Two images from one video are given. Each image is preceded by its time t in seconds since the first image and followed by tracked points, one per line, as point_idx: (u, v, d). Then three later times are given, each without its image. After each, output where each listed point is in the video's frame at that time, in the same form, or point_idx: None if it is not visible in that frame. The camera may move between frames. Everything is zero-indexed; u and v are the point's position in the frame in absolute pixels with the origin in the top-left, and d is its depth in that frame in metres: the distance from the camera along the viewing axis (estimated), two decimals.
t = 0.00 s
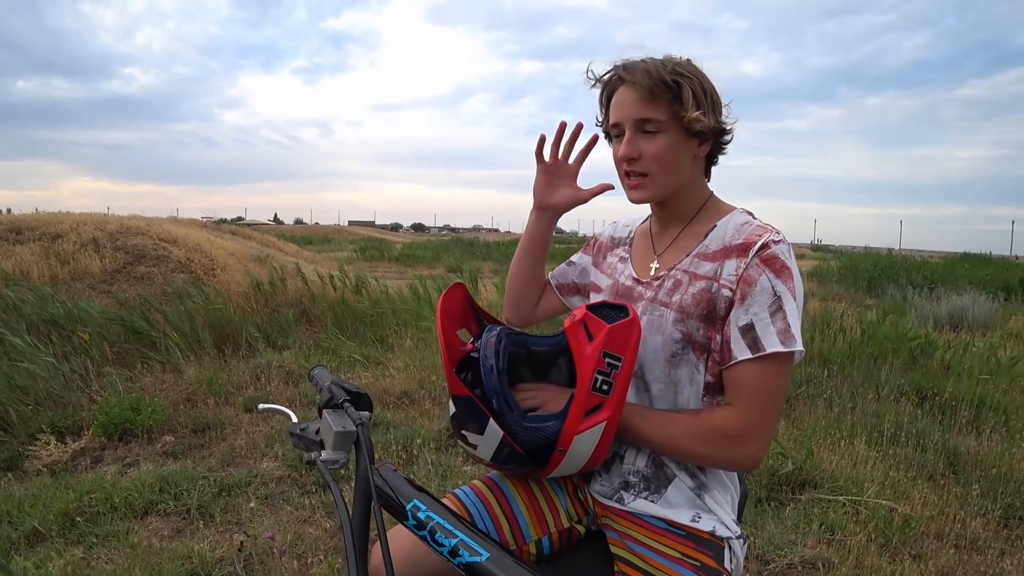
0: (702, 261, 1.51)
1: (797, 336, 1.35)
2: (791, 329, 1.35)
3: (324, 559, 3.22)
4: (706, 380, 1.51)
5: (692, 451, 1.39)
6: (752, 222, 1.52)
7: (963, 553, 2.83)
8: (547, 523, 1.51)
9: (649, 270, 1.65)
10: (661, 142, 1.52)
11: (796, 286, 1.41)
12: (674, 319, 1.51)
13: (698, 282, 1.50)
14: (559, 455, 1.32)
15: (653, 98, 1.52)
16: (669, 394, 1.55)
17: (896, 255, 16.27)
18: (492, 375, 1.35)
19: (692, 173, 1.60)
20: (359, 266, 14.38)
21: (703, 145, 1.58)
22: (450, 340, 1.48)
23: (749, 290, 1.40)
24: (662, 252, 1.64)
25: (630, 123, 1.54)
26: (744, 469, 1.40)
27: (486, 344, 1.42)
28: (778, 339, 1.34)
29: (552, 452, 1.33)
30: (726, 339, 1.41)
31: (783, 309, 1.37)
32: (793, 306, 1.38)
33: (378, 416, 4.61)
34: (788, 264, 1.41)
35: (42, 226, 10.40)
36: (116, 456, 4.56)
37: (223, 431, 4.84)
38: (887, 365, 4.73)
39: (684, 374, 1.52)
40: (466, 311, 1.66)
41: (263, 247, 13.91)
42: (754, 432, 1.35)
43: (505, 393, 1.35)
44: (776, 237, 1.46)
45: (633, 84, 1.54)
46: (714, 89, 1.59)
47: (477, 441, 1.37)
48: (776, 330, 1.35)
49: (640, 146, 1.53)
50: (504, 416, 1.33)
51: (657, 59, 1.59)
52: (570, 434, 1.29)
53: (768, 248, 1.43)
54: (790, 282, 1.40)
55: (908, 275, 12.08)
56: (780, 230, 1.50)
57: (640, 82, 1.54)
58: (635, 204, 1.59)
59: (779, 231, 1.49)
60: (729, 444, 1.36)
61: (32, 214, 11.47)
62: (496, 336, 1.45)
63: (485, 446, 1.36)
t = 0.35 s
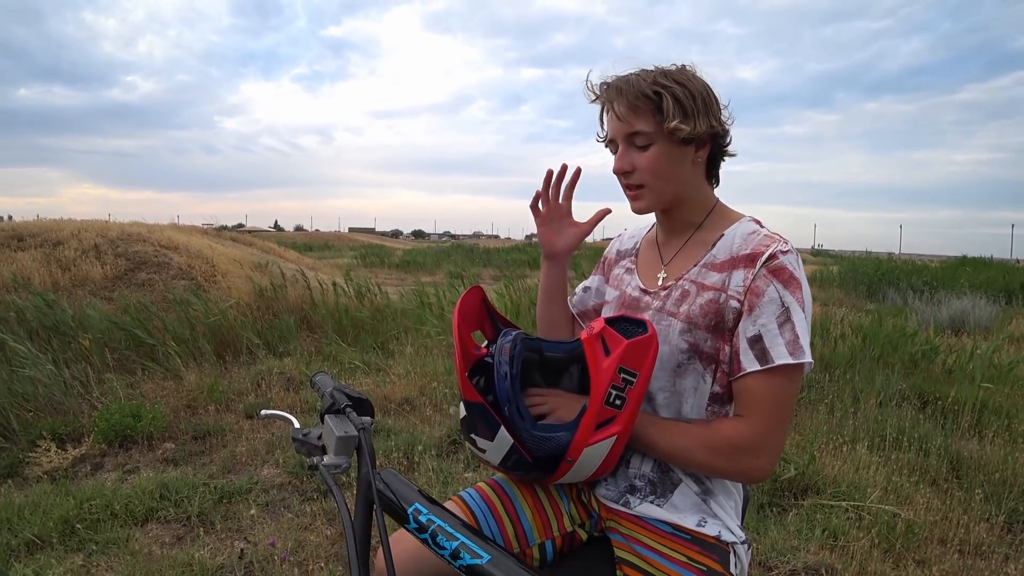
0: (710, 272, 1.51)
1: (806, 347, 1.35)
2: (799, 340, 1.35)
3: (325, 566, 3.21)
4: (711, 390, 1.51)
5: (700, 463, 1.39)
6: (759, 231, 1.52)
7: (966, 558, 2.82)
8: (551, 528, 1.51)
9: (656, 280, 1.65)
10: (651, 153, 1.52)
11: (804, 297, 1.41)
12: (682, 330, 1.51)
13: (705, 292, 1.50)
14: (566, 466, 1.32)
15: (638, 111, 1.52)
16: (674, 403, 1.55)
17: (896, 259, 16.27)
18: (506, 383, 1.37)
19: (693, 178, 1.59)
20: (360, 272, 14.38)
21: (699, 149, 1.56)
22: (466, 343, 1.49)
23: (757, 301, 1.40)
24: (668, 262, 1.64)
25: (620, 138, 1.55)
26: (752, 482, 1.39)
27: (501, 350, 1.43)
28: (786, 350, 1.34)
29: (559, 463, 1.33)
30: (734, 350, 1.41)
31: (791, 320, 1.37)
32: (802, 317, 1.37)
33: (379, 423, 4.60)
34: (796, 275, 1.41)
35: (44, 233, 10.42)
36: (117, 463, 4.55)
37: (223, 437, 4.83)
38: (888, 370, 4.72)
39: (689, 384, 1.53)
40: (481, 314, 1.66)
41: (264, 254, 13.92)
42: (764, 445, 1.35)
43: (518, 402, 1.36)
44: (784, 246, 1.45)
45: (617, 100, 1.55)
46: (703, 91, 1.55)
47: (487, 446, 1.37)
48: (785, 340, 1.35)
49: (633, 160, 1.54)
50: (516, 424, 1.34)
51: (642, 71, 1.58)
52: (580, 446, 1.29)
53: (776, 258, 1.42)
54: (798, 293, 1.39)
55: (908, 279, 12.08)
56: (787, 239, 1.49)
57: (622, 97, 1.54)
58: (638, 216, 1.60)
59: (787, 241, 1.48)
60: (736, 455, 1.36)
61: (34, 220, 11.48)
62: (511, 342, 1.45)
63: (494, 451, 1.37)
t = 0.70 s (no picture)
0: (715, 276, 1.51)
1: (812, 350, 1.35)
2: (806, 344, 1.35)
3: (325, 568, 3.20)
4: (716, 395, 1.51)
5: (705, 466, 1.39)
6: (764, 236, 1.51)
7: (969, 565, 2.81)
8: (553, 531, 1.50)
9: (660, 284, 1.65)
10: (660, 176, 1.50)
11: (810, 301, 1.40)
12: (687, 334, 1.51)
13: (712, 297, 1.50)
14: (573, 473, 1.32)
15: (642, 136, 1.47)
16: (677, 407, 1.55)
17: (899, 265, 16.25)
18: (509, 394, 1.34)
19: (696, 189, 1.59)
20: (362, 275, 14.39)
21: (701, 161, 1.56)
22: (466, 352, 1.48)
23: (763, 304, 1.40)
24: (672, 267, 1.64)
25: (624, 163, 1.51)
26: (756, 484, 1.39)
27: (501, 358, 1.41)
28: (793, 353, 1.34)
29: (564, 470, 1.33)
30: (740, 354, 1.41)
31: (797, 324, 1.36)
32: (808, 321, 1.37)
33: (380, 425, 4.60)
34: (802, 279, 1.41)
35: (47, 233, 10.44)
36: (118, 463, 4.55)
37: (224, 438, 4.83)
38: (890, 375, 4.71)
39: (693, 389, 1.52)
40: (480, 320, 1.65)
41: (266, 256, 13.94)
42: (769, 445, 1.34)
43: (521, 409, 1.35)
44: (789, 251, 1.44)
45: (617, 125, 1.49)
46: (699, 102, 1.53)
47: (492, 455, 1.36)
48: (792, 344, 1.35)
49: (640, 183, 1.51)
50: (521, 433, 1.33)
51: (634, 88, 1.52)
52: (586, 453, 1.28)
53: (782, 263, 1.42)
54: (804, 297, 1.39)
55: (911, 285, 12.06)
56: (793, 244, 1.49)
57: (623, 122, 1.48)
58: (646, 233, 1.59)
59: (793, 245, 1.48)
60: (741, 457, 1.35)
61: (37, 220, 11.51)
62: (511, 349, 1.44)
63: (499, 461, 1.36)
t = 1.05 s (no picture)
0: (712, 289, 1.48)
1: (811, 365, 1.32)
2: (804, 358, 1.31)
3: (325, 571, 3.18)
4: (712, 410, 1.47)
5: (703, 482, 1.35)
6: (761, 245, 1.48)
7: None
8: (547, 540, 1.47)
9: (653, 296, 1.62)
10: (651, 178, 1.46)
11: (809, 314, 1.37)
12: (684, 349, 1.48)
13: (708, 311, 1.46)
14: (564, 484, 1.29)
15: (635, 136, 1.44)
16: (672, 424, 1.51)
17: (909, 272, 16.11)
18: (503, 400, 1.31)
19: (691, 196, 1.55)
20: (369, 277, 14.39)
21: (696, 166, 1.52)
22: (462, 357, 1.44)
23: (761, 318, 1.36)
24: (666, 278, 1.61)
25: (615, 163, 1.48)
26: (755, 501, 1.35)
27: (498, 364, 1.37)
28: (791, 368, 1.31)
29: (556, 481, 1.29)
30: (737, 368, 1.38)
31: (796, 337, 1.33)
32: (808, 335, 1.34)
33: (383, 427, 4.58)
34: (800, 291, 1.37)
35: (57, 231, 10.50)
36: (122, 461, 4.55)
37: (228, 438, 4.82)
38: (900, 384, 4.65)
39: (688, 407, 1.49)
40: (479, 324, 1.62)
41: (274, 256, 13.97)
42: (768, 463, 1.30)
43: (516, 418, 1.31)
44: (786, 262, 1.41)
45: (610, 123, 1.46)
46: (697, 104, 1.50)
47: (485, 462, 1.35)
48: (790, 358, 1.31)
49: (630, 185, 1.47)
50: (513, 442, 1.31)
51: (631, 86, 1.49)
52: (578, 466, 1.25)
53: (780, 275, 1.39)
54: (802, 310, 1.36)
55: (921, 292, 11.95)
56: (790, 254, 1.46)
57: (616, 119, 1.45)
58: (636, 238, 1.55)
59: (790, 256, 1.45)
60: (742, 476, 1.32)
61: (48, 219, 11.60)
62: (510, 356, 1.39)
63: (491, 467, 1.34)
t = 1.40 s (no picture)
0: (701, 297, 1.41)
1: (800, 376, 1.26)
2: (794, 368, 1.25)
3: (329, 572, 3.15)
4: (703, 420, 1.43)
5: (693, 493, 1.31)
6: (751, 249, 1.41)
7: None
8: (539, 546, 1.43)
9: (642, 303, 1.56)
10: (635, 172, 1.40)
11: (801, 321, 1.30)
12: (673, 359, 1.42)
13: (698, 320, 1.40)
14: (566, 477, 1.24)
15: (621, 127, 1.39)
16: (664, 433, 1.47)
17: (925, 268, 15.88)
18: (505, 391, 1.27)
19: (679, 196, 1.48)
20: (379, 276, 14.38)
21: (687, 165, 1.45)
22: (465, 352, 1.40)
23: (750, 327, 1.30)
24: (655, 283, 1.55)
25: (600, 153, 1.43)
26: (750, 514, 1.30)
27: (499, 357, 1.34)
28: (780, 380, 1.25)
29: (558, 474, 1.25)
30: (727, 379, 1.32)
31: (786, 348, 1.27)
32: (800, 347, 1.27)
33: (390, 427, 4.55)
34: (792, 299, 1.30)
35: (72, 233, 10.59)
36: (133, 460, 4.55)
37: (237, 438, 4.81)
38: (916, 382, 4.55)
39: (682, 417, 1.44)
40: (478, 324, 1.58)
41: (285, 256, 14.00)
42: (758, 476, 1.25)
43: (517, 409, 1.27)
44: (777, 267, 1.34)
45: (598, 111, 1.42)
46: (693, 99, 1.43)
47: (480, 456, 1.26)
48: (779, 370, 1.25)
49: (613, 178, 1.42)
50: (514, 434, 1.25)
51: (625, 74, 1.44)
52: (581, 455, 1.21)
53: (769, 281, 1.31)
54: (794, 318, 1.29)
55: (937, 288, 11.77)
56: (781, 258, 1.38)
57: (604, 107, 1.40)
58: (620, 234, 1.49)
59: (781, 260, 1.37)
60: (732, 488, 1.26)
61: (63, 221, 11.69)
62: (509, 349, 1.36)
63: (489, 466, 1.26)
